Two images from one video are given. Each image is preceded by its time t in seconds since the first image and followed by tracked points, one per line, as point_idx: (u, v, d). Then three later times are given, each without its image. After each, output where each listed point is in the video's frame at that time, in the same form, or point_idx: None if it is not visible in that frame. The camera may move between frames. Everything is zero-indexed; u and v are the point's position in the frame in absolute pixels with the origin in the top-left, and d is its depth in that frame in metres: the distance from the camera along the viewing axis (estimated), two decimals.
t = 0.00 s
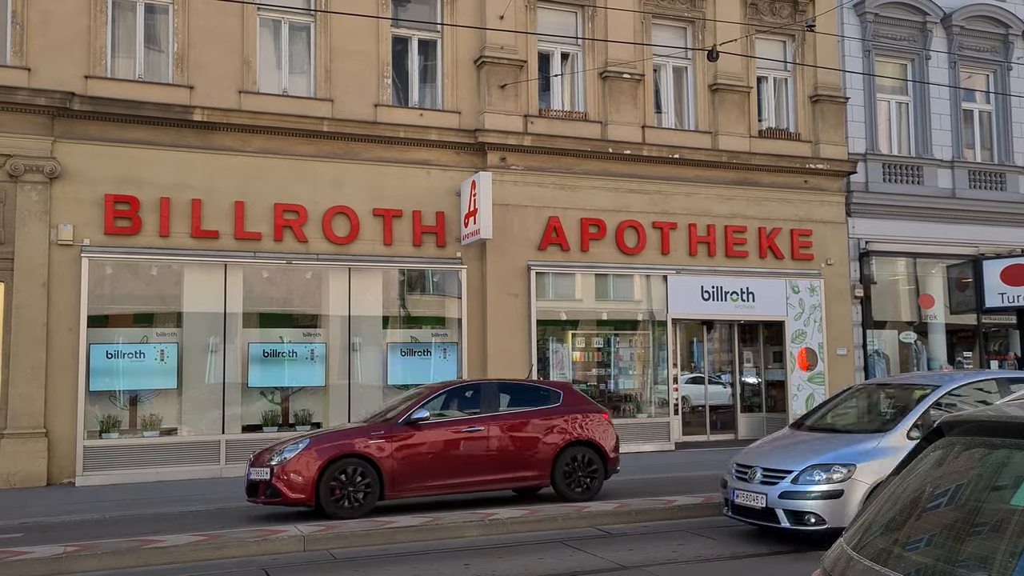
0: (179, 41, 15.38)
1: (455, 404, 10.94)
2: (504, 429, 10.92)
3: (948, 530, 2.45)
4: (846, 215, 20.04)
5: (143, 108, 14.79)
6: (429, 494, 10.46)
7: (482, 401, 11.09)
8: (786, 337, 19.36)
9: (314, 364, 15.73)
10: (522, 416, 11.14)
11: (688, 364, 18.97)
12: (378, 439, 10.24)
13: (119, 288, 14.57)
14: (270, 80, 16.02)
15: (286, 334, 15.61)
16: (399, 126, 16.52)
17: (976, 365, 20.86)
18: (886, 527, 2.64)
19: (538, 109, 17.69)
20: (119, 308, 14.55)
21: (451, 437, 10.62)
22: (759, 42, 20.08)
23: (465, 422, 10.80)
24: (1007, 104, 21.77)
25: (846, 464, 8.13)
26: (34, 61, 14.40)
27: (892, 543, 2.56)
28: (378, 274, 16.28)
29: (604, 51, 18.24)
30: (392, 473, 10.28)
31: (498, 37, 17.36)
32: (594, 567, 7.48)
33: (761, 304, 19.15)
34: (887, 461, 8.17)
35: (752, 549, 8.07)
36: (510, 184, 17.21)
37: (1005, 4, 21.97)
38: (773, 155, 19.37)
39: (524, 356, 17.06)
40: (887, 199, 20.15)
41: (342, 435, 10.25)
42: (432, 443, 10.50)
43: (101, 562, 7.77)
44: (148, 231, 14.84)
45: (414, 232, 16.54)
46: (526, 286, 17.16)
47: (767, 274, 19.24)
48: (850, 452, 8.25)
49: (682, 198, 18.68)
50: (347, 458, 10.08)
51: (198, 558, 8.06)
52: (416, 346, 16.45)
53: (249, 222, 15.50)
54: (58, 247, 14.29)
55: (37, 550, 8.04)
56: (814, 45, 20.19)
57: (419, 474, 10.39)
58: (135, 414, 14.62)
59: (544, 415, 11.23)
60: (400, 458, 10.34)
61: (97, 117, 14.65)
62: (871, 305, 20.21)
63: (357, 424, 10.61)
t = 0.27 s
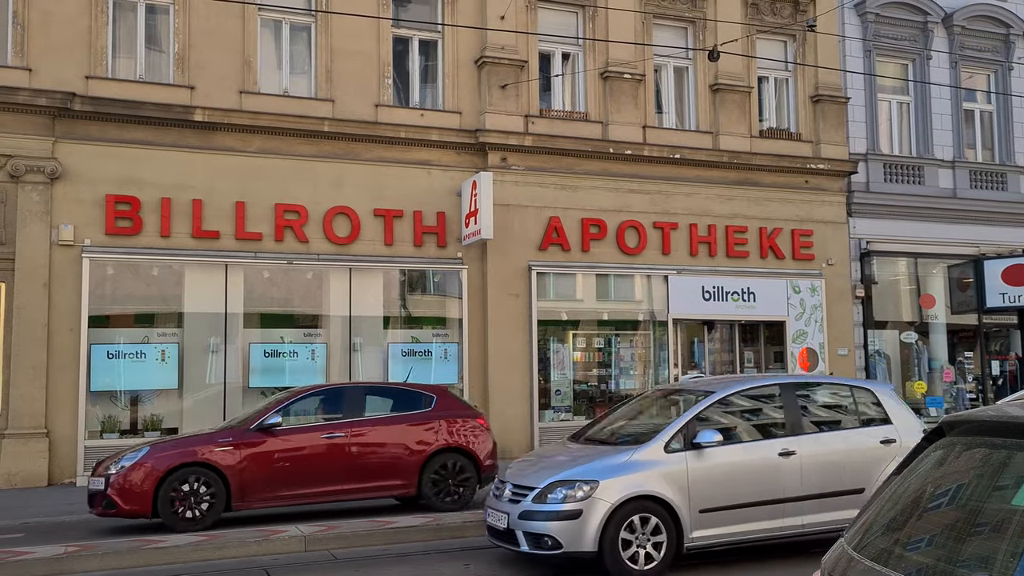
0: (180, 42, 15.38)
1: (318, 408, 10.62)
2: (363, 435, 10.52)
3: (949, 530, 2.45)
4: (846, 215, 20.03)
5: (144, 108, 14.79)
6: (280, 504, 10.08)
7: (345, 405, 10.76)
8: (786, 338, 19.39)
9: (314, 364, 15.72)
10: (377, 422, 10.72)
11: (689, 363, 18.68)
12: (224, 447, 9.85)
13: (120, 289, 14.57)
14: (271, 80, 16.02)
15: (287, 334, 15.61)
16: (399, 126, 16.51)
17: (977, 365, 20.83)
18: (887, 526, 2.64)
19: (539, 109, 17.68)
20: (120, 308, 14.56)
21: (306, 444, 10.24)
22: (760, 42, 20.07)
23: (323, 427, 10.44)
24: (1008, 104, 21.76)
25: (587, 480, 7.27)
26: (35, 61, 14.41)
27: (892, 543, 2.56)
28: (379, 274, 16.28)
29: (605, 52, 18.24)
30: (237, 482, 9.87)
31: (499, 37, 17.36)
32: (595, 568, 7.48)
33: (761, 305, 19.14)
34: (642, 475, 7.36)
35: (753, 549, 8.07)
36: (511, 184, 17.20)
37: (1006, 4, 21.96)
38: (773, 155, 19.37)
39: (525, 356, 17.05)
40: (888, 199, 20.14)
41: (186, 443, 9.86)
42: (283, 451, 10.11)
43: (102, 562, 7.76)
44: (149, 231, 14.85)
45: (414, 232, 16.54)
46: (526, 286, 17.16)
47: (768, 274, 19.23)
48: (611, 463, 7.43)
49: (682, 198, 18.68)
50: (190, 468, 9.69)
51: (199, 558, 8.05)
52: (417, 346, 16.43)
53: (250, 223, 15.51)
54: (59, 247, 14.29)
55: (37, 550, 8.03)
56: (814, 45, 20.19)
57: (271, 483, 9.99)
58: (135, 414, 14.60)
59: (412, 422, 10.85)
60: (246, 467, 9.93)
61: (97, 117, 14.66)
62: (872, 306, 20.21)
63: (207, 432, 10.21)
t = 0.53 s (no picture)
0: (180, 42, 15.38)
1: (168, 413, 9.91)
2: (216, 441, 9.82)
3: (950, 530, 2.44)
4: (846, 215, 20.04)
5: (144, 108, 14.80)
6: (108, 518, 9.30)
7: (194, 411, 10.01)
8: (787, 337, 19.31)
9: (314, 364, 15.71)
10: (230, 429, 10.00)
11: (689, 364, 18.91)
12: (49, 457, 9.10)
13: (120, 289, 14.57)
14: (271, 80, 16.02)
15: (289, 335, 15.61)
16: (399, 126, 16.51)
17: (978, 365, 20.86)
18: (888, 527, 2.64)
19: (539, 109, 17.67)
20: (121, 308, 14.56)
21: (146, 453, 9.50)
22: (760, 42, 20.06)
23: (164, 435, 9.68)
24: (1009, 103, 21.75)
25: (266, 501, 6.14)
26: (35, 61, 14.42)
27: (893, 543, 2.56)
28: (379, 274, 16.29)
29: (605, 52, 18.24)
30: (62, 495, 9.09)
31: (499, 37, 17.35)
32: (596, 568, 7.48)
33: (762, 304, 19.14)
34: (332, 498, 6.22)
35: (754, 549, 8.07)
36: (511, 184, 17.19)
37: (1007, 4, 21.97)
38: (774, 155, 19.36)
39: (526, 356, 17.05)
40: (889, 199, 20.13)
41: (10, 453, 9.12)
42: (124, 458, 9.38)
43: (102, 563, 7.74)
44: (149, 231, 14.85)
45: (415, 232, 16.54)
46: (527, 286, 17.15)
47: (768, 274, 19.22)
48: (292, 483, 6.29)
49: (682, 198, 18.67)
50: (11, 479, 8.95)
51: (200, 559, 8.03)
52: (417, 346, 16.43)
53: (250, 223, 15.51)
54: (60, 247, 14.30)
55: (38, 550, 8.02)
56: (815, 45, 20.19)
57: (100, 495, 9.21)
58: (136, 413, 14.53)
59: (272, 425, 10.14)
60: (75, 478, 9.16)
61: (98, 117, 14.66)
62: (873, 305, 20.17)
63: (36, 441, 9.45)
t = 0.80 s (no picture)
0: (180, 41, 15.38)
1: None
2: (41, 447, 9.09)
3: (950, 529, 2.44)
4: (847, 215, 20.04)
5: (144, 108, 14.80)
6: None
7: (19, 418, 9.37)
8: (787, 337, 19.26)
9: (315, 363, 15.71)
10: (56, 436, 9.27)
11: (689, 364, 19.10)
12: None
13: (120, 289, 14.57)
14: (271, 80, 16.02)
15: (290, 335, 15.62)
16: (399, 126, 16.50)
17: (978, 365, 20.88)
18: (888, 526, 2.64)
19: (539, 109, 17.67)
20: (121, 308, 14.56)
21: None
22: (760, 41, 20.04)
23: None
24: (1009, 103, 21.75)
25: None
26: (35, 61, 14.41)
27: (893, 543, 2.56)
28: (380, 274, 16.29)
29: (605, 51, 18.24)
30: None
31: (499, 37, 17.35)
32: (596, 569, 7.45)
33: (762, 304, 19.14)
34: None
35: (754, 549, 8.06)
36: (511, 184, 17.18)
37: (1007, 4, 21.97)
38: (774, 154, 19.35)
39: (526, 356, 17.02)
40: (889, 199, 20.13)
41: None
42: None
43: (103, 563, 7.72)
44: (150, 231, 14.85)
45: (415, 232, 16.54)
46: (527, 286, 17.14)
47: (769, 273, 19.22)
48: None
49: (683, 198, 18.66)
50: None
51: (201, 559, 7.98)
52: (417, 346, 16.46)
53: (250, 223, 15.50)
54: (60, 247, 14.29)
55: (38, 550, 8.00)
56: (815, 44, 20.17)
57: None
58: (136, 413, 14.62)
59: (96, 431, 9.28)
60: None
61: (98, 117, 14.66)
62: (873, 305, 20.18)
63: None
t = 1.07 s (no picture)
0: (180, 41, 15.37)
1: None
2: None
3: (950, 528, 2.43)
4: (847, 215, 20.04)
5: (144, 108, 14.79)
6: None
7: None
8: (787, 337, 19.33)
9: (315, 364, 15.75)
10: None
11: (690, 363, 18.94)
12: None
13: (121, 289, 14.57)
14: (271, 80, 16.02)
15: (289, 334, 15.62)
16: (399, 126, 16.50)
17: (978, 365, 20.87)
18: (888, 525, 2.64)
19: (539, 109, 17.67)
20: (121, 308, 14.56)
21: None
22: (760, 41, 20.04)
23: None
24: (1009, 102, 21.76)
25: None
26: (35, 61, 14.40)
27: (893, 542, 2.55)
28: (380, 274, 16.29)
29: (605, 51, 18.24)
30: None
31: (499, 37, 17.35)
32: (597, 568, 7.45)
33: (762, 304, 19.15)
34: None
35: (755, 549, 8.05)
36: (511, 184, 17.18)
37: (1007, 3, 21.98)
38: (774, 154, 19.36)
39: (526, 356, 17.02)
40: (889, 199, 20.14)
41: None
42: None
43: (103, 563, 7.69)
44: (150, 231, 14.84)
45: (415, 232, 16.53)
46: (527, 286, 17.13)
47: (769, 273, 19.22)
48: None
49: (683, 197, 18.66)
50: None
51: (200, 558, 7.94)
52: (417, 346, 16.45)
53: (250, 223, 15.49)
54: (60, 247, 14.28)
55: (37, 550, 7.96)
56: (815, 44, 20.18)
57: None
58: (136, 413, 14.65)
59: None
60: None
61: (98, 117, 14.65)
62: (873, 304, 20.18)
63: None
